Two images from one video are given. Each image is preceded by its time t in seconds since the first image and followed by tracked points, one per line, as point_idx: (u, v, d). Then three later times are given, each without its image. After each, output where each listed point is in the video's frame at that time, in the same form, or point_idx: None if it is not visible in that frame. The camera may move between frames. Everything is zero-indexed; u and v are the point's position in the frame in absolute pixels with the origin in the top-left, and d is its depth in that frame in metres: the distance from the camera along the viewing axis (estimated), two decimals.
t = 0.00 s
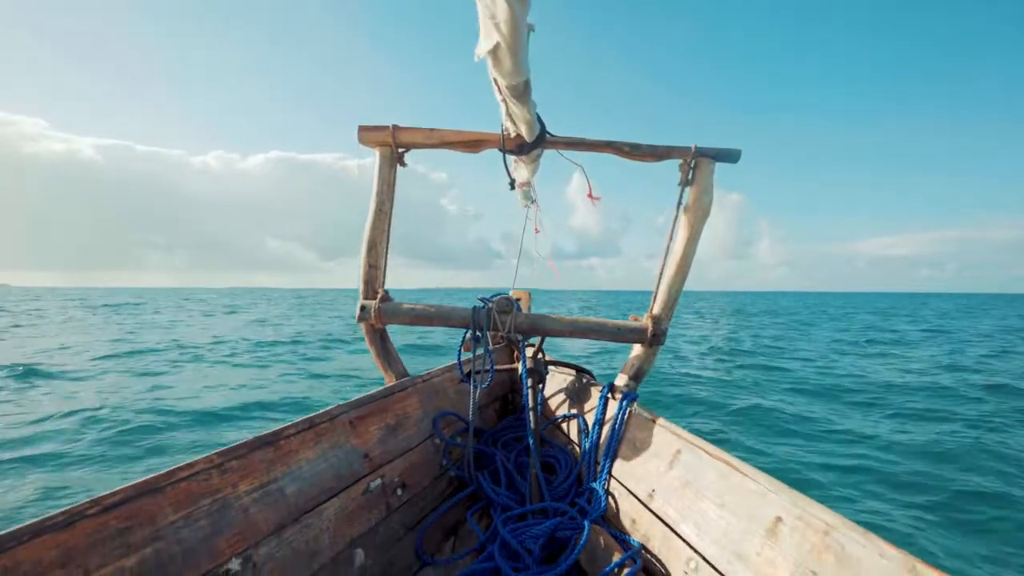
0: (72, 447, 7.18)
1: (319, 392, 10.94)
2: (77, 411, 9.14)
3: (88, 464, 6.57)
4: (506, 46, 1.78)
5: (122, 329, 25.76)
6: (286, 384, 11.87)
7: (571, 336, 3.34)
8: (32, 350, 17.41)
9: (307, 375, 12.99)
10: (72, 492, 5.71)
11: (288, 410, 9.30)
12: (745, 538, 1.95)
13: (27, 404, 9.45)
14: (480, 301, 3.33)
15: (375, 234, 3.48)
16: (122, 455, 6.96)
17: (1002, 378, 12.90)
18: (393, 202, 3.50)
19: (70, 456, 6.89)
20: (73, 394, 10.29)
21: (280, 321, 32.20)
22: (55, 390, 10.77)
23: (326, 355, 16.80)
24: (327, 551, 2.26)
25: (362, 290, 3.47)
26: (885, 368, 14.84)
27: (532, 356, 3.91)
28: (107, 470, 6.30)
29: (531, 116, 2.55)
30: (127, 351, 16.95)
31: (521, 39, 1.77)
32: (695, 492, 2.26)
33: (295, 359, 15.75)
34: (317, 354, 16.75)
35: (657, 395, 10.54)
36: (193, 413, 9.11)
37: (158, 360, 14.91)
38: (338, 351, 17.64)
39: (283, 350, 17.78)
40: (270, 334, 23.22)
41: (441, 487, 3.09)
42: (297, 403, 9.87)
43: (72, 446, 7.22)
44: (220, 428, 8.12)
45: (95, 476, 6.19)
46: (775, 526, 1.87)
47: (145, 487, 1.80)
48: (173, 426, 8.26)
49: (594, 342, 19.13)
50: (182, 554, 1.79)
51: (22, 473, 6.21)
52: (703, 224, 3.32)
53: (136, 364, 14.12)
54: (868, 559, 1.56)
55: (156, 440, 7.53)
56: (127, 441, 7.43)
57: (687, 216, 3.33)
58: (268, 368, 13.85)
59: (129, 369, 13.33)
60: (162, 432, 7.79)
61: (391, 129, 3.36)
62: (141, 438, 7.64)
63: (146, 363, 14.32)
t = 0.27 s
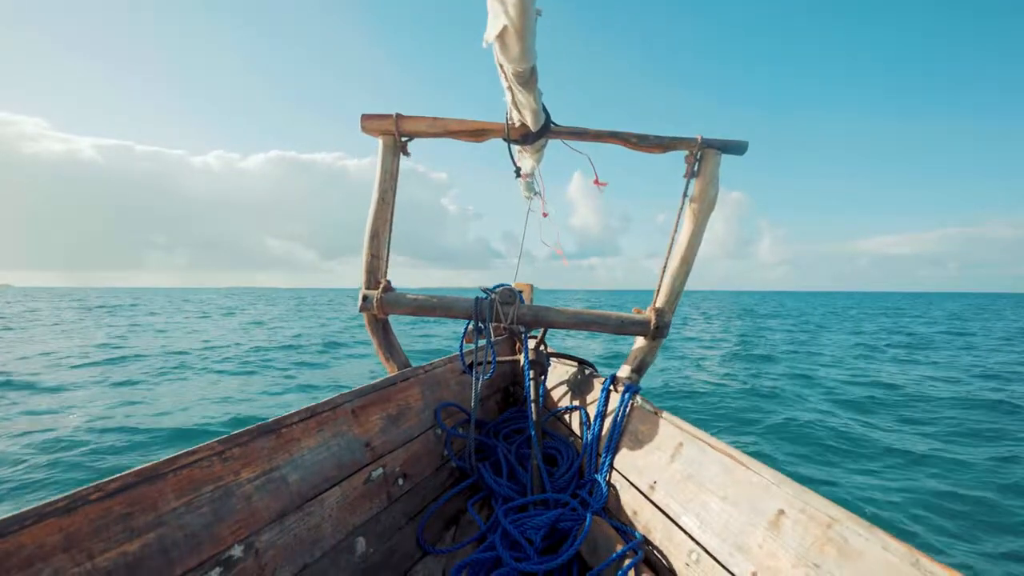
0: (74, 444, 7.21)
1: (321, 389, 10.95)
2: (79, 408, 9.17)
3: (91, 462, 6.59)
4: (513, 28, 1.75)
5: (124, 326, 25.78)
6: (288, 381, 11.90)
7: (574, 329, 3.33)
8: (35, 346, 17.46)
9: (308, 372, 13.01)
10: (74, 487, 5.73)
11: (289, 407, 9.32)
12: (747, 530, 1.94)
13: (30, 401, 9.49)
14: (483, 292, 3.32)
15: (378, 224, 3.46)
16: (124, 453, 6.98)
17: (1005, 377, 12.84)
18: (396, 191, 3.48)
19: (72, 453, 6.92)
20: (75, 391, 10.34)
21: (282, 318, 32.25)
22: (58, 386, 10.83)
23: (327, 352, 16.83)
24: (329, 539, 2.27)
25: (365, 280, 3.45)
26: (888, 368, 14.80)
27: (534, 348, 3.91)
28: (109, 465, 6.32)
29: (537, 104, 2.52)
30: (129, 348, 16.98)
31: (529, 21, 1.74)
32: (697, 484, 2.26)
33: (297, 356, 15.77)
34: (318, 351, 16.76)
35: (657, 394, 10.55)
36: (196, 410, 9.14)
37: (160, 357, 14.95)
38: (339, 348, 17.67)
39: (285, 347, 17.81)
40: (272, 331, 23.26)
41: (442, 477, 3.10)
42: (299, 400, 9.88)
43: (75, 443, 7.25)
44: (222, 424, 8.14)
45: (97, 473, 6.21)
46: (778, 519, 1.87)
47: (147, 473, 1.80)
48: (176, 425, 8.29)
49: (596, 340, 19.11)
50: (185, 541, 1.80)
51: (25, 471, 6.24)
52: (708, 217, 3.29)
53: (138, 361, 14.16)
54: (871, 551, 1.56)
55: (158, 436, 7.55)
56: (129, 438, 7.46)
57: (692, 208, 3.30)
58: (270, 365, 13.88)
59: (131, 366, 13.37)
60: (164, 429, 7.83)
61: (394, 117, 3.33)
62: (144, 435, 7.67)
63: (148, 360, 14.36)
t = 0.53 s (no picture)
0: (76, 444, 7.21)
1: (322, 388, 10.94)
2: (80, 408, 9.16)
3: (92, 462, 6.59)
4: (524, 22, 1.73)
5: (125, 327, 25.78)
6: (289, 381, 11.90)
7: (577, 328, 3.31)
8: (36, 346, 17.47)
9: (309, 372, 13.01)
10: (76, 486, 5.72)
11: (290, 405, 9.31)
12: (751, 533, 1.93)
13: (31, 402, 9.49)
14: (486, 290, 3.30)
15: (381, 220, 3.44)
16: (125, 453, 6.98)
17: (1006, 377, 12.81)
18: (399, 188, 3.46)
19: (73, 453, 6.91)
20: (77, 393, 10.34)
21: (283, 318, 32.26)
22: (59, 387, 10.83)
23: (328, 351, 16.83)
24: (330, 536, 2.26)
25: (367, 276, 3.43)
26: (889, 367, 14.78)
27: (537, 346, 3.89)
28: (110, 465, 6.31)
29: (544, 101, 2.50)
30: (130, 349, 17.00)
31: (540, 15, 1.72)
32: (701, 486, 2.25)
33: (298, 356, 15.77)
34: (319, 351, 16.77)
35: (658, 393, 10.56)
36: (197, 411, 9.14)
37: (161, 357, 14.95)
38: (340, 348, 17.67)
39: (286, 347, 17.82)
40: (273, 331, 23.28)
41: (443, 476, 3.09)
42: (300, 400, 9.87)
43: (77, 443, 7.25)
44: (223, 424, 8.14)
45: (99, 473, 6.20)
46: (783, 522, 1.85)
47: (149, 469, 1.78)
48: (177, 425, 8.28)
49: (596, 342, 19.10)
50: (186, 537, 1.78)
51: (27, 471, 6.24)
52: (713, 216, 3.27)
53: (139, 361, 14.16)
54: (878, 556, 1.54)
55: (160, 435, 7.55)
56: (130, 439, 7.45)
57: (698, 207, 3.28)
58: (271, 366, 13.89)
59: (133, 367, 13.38)
60: (164, 429, 7.83)
61: (398, 113, 3.31)
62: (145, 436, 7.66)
63: (149, 360, 14.37)
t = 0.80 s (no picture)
0: (77, 447, 7.22)
1: (323, 390, 10.95)
2: (83, 410, 9.19)
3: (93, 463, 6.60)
4: (529, 32, 1.73)
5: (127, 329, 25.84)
6: (290, 383, 11.91)
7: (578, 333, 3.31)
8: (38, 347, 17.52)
9: (310, 374, 13.03)
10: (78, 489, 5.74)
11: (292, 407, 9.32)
12: (749, 543, 1.93)
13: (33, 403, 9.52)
14: (487, 295, 3.30)
15: (383, 224, 3.45)
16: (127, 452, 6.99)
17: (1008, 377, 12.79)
18: (402, 193, 3.47)
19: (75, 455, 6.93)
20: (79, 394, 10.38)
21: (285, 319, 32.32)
22: (60, 388, 10.87)
23: (329, 353, 16.85)
24: (329, 542, 2.26)
25: (368, 280, 3.44)
26: (890, 368, 14.76)
27: (537, 351, 3.90)
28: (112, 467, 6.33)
29: (547, 109, 2.51)
30: (132, 349, 17.02)
31: (546, 26, 1.73)
32: (700, 495, 2.25)
33: (298, 358, 15.79)
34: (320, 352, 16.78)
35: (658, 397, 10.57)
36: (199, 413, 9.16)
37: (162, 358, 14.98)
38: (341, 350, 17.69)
39: (286, 349, 17.84)
40: (275, 332, 23.31)
41: (443, 481, 3.09)
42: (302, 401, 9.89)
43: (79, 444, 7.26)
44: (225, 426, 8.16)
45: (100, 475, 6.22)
46: (782, 533, 1.86)
47: (149, 474, 1.79)
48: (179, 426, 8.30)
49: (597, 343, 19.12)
50: (186, 544, 1.79)
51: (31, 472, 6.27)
52: (715, 224, 3.28)
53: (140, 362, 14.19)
54: (876, 569, 1.54)
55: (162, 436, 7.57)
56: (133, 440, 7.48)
57: (699, 214, 3.28)
58: (273, 368, 13.93)
59: (134, 368, 13.42)
60: (162, 433, 7.82)
61: (401, 118, 3.32)
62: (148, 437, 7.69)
63: (150, 362, 14.39)
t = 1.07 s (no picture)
0: (78, 454, 7.22)
1: (324, 395, 10.95)
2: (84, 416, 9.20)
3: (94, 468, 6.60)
4: (529, 42, 1.75)
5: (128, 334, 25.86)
6: (290, 388, 11.90)
7: (576, 339, 3.32)
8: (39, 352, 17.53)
9: (311, 379, 13.02)
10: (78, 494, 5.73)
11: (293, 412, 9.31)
12: (746, 550, 1.93)
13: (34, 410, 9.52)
14: (486, 301, 3.32)
15: (383, 230, 3.47)
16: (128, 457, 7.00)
17: (1009, 377, 12.75)
18: (401, 199, 3.49)
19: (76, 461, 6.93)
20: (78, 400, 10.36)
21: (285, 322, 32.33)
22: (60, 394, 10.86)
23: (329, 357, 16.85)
24: (327, 547, 2.26)
25: (368, 285, 3.46)
26: (892, 369, 14.72)
27: (535, 357, 3.91)
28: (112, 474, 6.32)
29: (546, 117, 2.54)
30: (132, 354, 17.03)
31: (545, 37, 1.76)
32: (697, 501, 2.25)
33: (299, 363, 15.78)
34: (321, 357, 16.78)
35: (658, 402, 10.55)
36: (200, 418, 9.17)
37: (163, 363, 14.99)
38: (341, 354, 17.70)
39: (287, 353, 17.85)
40: (275, 336, 23.31)
41: (441, 487, 3.09)
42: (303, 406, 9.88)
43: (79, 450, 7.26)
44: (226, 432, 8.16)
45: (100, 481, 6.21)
46: (778, 540, 1.86)
47: (148, 478, 1.80)
48: (179, 431, 8.30)
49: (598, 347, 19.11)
50: (183, 547, 1.79)
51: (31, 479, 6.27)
52: (713, 232, 3.30)
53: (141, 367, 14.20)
54: None
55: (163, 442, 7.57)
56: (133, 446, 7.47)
57: (698, 221, 3.30)
58: (272, 372, 13.92)
59: (134, 373, 13.42)
60: (163, 439, 7.83)
61: (402, 125, 3.35)
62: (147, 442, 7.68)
63: (150, 366, 14.40)
